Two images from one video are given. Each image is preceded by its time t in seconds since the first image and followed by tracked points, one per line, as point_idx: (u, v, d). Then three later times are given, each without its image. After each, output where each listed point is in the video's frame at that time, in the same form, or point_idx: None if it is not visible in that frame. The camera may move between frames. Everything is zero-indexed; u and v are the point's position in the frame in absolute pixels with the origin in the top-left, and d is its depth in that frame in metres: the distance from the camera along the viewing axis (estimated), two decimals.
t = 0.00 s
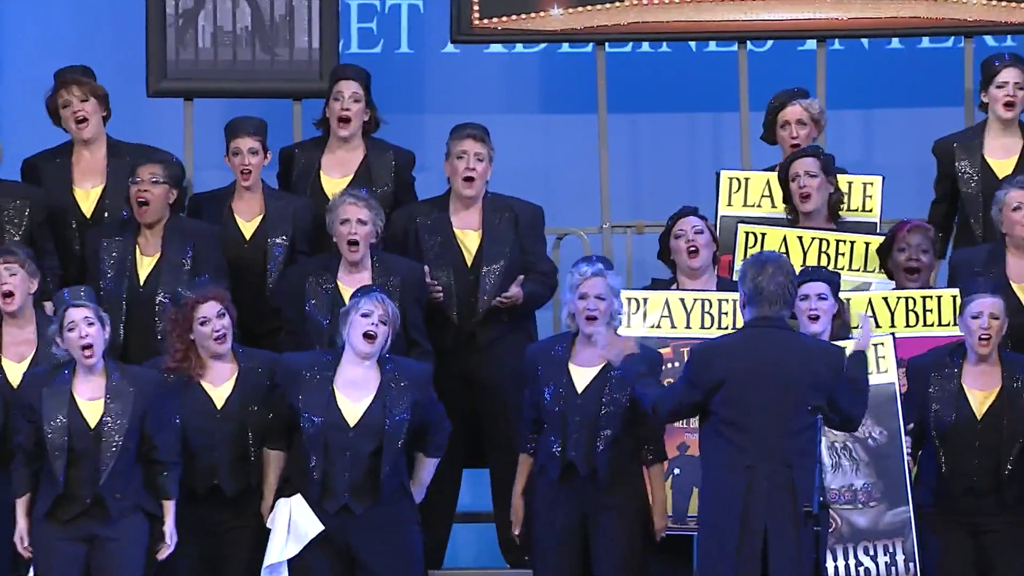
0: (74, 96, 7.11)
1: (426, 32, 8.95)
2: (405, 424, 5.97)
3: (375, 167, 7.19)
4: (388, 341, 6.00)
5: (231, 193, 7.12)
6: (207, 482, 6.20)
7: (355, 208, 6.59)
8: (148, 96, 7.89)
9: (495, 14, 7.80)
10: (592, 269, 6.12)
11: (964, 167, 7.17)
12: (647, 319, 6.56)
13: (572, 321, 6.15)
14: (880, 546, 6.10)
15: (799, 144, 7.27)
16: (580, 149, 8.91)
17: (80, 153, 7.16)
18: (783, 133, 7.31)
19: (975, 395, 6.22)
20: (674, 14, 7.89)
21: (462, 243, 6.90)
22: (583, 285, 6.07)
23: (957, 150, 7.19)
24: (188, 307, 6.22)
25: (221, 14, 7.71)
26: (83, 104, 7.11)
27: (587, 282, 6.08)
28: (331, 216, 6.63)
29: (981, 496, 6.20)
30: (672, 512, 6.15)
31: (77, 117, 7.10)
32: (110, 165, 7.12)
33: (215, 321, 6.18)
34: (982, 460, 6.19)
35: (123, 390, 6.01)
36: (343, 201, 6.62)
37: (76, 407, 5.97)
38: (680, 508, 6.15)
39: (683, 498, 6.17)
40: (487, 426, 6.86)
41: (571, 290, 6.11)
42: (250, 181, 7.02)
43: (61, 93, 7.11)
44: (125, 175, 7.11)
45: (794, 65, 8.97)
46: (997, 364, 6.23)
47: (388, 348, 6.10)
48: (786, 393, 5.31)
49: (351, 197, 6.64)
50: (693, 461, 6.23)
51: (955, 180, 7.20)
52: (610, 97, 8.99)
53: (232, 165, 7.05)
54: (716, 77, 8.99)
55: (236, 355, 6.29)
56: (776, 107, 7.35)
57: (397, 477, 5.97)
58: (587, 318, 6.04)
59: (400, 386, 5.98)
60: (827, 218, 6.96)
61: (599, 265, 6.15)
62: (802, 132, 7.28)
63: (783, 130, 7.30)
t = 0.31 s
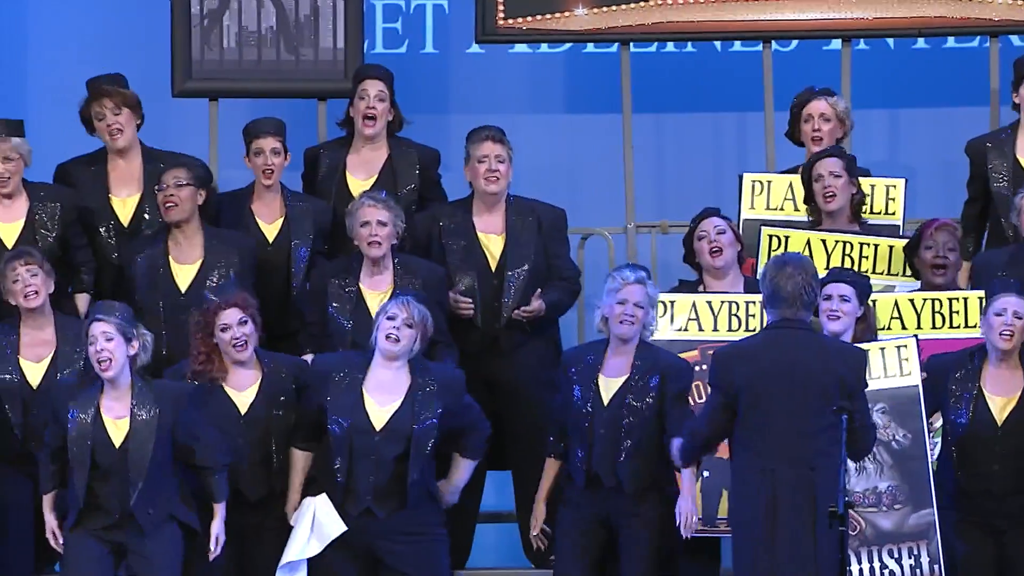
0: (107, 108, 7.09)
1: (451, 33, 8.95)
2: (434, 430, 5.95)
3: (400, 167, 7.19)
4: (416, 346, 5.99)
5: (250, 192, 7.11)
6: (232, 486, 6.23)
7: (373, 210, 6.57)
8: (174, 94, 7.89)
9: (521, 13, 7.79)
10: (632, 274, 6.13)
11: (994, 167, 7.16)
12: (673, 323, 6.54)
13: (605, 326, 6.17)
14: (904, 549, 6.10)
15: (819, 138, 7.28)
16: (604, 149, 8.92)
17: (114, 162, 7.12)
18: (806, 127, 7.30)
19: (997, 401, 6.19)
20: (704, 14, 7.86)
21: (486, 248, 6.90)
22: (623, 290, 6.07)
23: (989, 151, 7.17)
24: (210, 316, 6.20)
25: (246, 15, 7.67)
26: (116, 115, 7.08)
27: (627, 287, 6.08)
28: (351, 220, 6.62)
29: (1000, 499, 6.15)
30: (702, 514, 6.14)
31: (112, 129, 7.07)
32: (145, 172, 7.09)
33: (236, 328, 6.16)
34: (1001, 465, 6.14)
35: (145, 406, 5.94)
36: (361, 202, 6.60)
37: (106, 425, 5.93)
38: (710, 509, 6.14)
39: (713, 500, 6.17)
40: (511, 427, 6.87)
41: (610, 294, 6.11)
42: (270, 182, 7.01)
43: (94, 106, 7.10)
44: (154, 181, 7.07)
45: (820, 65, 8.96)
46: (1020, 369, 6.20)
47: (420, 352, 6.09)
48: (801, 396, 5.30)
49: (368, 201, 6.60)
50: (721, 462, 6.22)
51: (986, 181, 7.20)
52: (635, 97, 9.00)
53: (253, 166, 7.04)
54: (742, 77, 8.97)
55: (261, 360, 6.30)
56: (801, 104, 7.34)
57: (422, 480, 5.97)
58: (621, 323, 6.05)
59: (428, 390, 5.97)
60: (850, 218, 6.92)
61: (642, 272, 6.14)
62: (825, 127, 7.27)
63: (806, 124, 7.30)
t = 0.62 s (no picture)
0: (140, 119, 7.07)
1: (476, 32, 8.96)
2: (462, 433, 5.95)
3: (426, 170, 7.19)
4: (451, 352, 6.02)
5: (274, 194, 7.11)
6: (256, 499, 6.22)
7: (390, 216, 6.59)
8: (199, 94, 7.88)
9: (545, 14, 7.76)
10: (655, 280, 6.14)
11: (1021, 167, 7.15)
12: (704, 317, 6.54)
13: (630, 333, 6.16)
14: (928, 552, 6.08)
15: (846, 143, 7.26)
16: (630, 149, 8.91)
17: (147, 171, 7.10)
18: (834, 130, 7.29)
19: None
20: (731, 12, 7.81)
21: (512, 252, 6.90)
22: (643, 291, 6.09)
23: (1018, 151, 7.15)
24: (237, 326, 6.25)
25: (272, 14, 7.66)
26: (149, 125, 7.07)
27: (648, 289, 6.09)
28: (372, 229, 6.64)
29: None
30: (730, 516, 6.26)
31: (146, 140, 7.06)
32: (176, 180, 7.07)
33: (260, 340, 6.20)
34: None
35: (160, 445, 6.07)
36: (378, 210, 6.62)
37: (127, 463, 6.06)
38: (738, 511, 6.26)
39: (741, 501, 6.27)
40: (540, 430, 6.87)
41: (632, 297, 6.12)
42: (293, 177, 7.03)
43: (126, 117, 7.08)
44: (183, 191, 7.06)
45: (846, 64, 8.94)
46: None
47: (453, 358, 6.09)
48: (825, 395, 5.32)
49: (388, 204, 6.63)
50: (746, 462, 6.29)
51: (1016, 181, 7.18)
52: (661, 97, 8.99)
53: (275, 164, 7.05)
54: (767, 77, 8.96)
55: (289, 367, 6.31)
56: (829, 105, 7.34)
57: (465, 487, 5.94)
58: (638, 322, 6.04)
59: (465, 393, 5.97)
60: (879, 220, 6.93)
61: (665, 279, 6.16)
62: (852, 131, 7.26)
63: (834, 126, 7.29)
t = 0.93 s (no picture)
0: (162, 123, 7.08)
1: (504, 33, 8.98)
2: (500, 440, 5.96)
3: (454, 172, 7.20)
4: (485, 355, 6.02)
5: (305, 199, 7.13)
6: (280, 502, 6.18)
7: (416, 225, 6.57)
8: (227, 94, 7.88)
9: (574, 14, 7.74)
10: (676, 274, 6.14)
11: None
12: (730, 321, 6.52)
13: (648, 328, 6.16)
14: (958, 554, 6.07)
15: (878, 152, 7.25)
16: (657, 150, 8.91)
17: (173, 173, 7.12)
18: (864, 138, 7.29)
19: None
20: (758, 13, 7.79)
21: (541, 254, 6.90)
22: (664, 286, 6.08)
23: None
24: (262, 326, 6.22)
25: (300, 15, 7.66)
26: (172, 130, 7.08)
27: (669, 284, 6.09)
28: (399, 238, 6.63)
29: None
30: (757, 515, 6.12)
31: (167, 144, 7.07)
32: (200, 185, 7.10)
33: (285, 340, 6.17)
34: None
35: (182, 442, 6.07)
36: (403, 220, 6.60)
37: (150, 459, 6.06)
38: (765, 511, 6.12)
39: (768, 500, 6.13)
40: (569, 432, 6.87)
41: (652, 290, 6.12)
42: (324, 181, 7.00)
43: (150, 121, 7.09)
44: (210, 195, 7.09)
45: (874, 64, 8.92)
46: None
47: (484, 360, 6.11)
48: (854, 397, 5.31)
49: (416, 207, 6.61)
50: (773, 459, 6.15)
51: None
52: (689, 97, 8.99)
53: (307, 169, 7.02)
54: (795, 77, 8.96)
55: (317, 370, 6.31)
56: (863, 106, 7.31)
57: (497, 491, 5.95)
58: (658, 317, 6.04)
59: (496, 396, 5.99)
60: (908, 220, 6.92)
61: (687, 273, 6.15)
62: (881, 142, 7.24)
63: (864, 136, 7.28)
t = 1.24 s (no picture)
0: (188, 121, 7.10)
1: (530, 32, 8.97)
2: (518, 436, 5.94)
3: (480, 172, 7.20)
4: (505, 351, 5.99)
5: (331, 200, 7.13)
6: (302, 498, 6.14)
7: (442, 224, 6.58)
8: (252, 94, 7.88)
9: (599, 13, 7.72)
10: (703, 273, 6.11)
11: None
12: (752, 321, 6.52)
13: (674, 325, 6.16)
14: (986, 555, 6.07)
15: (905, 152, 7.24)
16: (684, 149, 8.91)
17: (198, 172, 7.14)
18: (892, 141, 7.27)
19: None
20: (784, 13, 7.77)
21: (567, 256, 6.89)
22: (691, 285, 6.07)
23: None
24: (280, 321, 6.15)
25: (326, 15, 7.66)
26: (198, 127, 7.10)
27: (696, 283, 6.08)
28: (424, 236, 6.64)
29: None
30: (781, 513, 6.23)
31: (194, 142, 7.09)
32: (226, 185, 7.11)
33: (306, 334, 6.11)
34: None
35: (205, 432, 5.98)
36: (430, 218, 6.62)
37: (174, 449, 5.98)
38: (788, 509, 6.23)
39: (791, 499, 6.24)
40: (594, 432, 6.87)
41: (679, 288, 6.10)
42: (355, 182, 6.99)
43: (176, 119, 7.11)
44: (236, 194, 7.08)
45: (901, 64, 8.92)
46: None
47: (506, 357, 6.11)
48: (883, 397, 5.29)
49: (440, 207, 6.61)
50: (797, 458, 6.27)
51: None
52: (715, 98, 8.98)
53: (337, 169, 7.02)
54: (821, 77, 8.95)
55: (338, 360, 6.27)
56: (892, 104, 7.30)
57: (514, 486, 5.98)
58: (685, 317, 6.04)
59: (514, 388, 5.99)
60: (934, 218, 6.89)
61: (713, 271, 6.13)
62: (909, 142, 7.24)
63: (892, 138, 7.26)
